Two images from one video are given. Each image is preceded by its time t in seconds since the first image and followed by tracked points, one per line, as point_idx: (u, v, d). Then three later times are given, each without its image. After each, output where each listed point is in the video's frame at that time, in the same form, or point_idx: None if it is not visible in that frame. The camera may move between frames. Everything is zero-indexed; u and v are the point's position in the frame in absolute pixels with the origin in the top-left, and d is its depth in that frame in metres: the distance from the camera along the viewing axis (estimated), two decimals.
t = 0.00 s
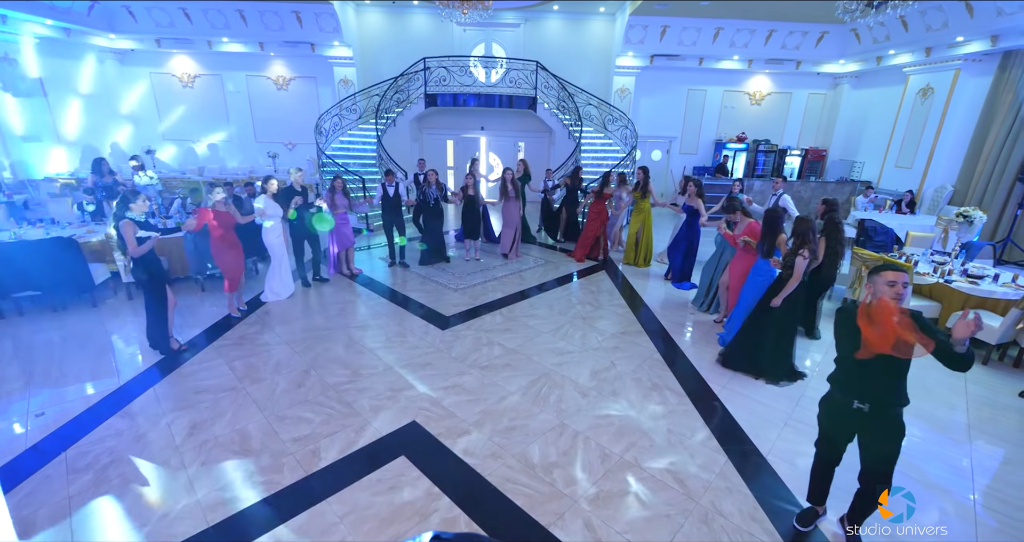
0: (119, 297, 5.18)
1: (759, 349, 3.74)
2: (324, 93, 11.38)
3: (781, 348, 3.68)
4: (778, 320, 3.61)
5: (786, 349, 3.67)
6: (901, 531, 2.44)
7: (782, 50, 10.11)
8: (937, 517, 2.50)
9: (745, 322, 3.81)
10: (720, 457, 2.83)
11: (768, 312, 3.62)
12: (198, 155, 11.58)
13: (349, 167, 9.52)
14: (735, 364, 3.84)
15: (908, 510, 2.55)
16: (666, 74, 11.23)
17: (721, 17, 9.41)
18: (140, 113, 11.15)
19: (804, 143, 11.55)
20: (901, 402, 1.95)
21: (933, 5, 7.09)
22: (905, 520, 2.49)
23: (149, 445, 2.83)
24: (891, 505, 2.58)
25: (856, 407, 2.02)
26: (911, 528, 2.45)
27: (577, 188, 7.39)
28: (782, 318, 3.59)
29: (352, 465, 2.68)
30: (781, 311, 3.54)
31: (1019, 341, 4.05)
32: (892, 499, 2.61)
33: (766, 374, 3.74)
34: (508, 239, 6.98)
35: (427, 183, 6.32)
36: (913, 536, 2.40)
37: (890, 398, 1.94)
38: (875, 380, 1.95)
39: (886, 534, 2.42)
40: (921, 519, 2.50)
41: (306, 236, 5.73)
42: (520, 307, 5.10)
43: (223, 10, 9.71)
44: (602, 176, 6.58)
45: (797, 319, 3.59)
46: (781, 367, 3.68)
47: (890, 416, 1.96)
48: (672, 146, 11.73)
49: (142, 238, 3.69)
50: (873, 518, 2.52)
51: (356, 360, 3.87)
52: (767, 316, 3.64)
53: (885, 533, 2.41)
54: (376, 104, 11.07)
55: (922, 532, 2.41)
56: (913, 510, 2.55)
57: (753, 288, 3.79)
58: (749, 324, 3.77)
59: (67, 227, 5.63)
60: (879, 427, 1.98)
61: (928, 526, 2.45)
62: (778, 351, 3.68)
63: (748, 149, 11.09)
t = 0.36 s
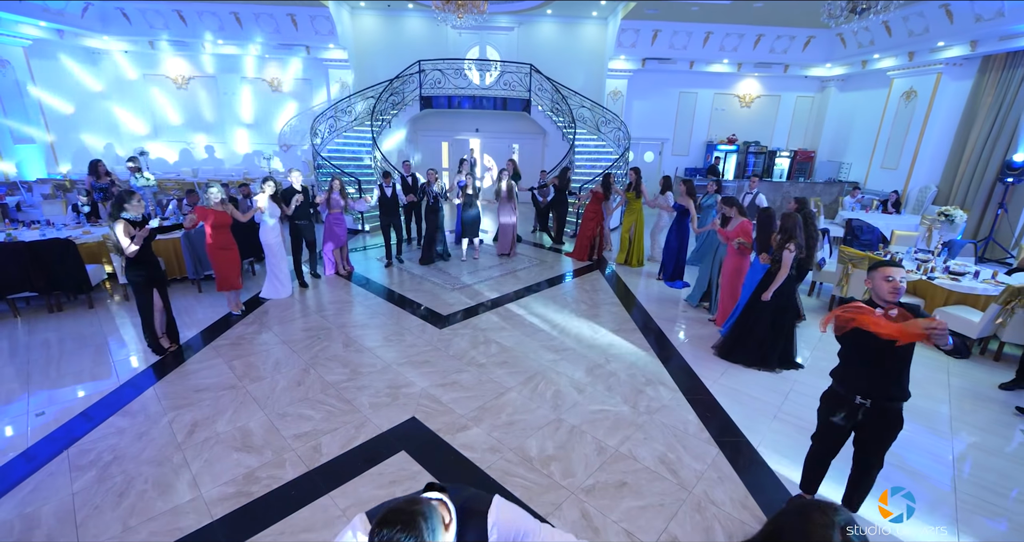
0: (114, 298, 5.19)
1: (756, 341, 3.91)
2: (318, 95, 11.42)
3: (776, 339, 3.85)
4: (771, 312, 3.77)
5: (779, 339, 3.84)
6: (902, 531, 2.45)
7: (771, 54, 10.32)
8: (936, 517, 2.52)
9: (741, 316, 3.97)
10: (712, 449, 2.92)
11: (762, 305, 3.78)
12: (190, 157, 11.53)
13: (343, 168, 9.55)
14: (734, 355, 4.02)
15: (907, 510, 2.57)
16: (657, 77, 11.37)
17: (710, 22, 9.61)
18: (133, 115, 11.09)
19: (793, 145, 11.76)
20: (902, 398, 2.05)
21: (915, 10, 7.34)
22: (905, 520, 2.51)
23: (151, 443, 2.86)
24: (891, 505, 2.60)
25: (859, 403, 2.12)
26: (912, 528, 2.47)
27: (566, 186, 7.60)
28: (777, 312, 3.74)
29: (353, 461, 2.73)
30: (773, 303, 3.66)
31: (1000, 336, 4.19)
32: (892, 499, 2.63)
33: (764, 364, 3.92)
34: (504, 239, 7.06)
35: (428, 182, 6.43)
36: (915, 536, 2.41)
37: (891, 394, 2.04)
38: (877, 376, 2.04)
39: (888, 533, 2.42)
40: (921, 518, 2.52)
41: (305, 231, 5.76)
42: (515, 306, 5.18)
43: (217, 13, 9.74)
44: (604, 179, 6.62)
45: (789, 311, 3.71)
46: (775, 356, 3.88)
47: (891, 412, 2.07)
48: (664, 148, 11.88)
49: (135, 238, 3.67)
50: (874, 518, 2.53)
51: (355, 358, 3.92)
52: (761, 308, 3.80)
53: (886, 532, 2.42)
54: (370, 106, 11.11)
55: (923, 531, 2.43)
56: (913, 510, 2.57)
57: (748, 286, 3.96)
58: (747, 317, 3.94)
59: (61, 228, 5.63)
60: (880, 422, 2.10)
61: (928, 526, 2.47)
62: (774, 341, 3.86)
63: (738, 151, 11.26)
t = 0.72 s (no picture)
0: (110, 305, 5.20)
1: (749, 344, 4.02)
2: (313, 104, 11.51)
3: (768, 341, 3.95)
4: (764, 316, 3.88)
5: (771, 342, 3.94)
6: (902, 531, 2.50)
7: (758, 64, 10.60)
8: (936, 517, 2.57)
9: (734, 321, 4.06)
10: (704, 447, 2.99)
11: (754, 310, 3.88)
12: (185, 165, 11.53)
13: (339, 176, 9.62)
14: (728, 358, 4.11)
15: (907, 510, 2.61)
16: (648, 86, 11.58)
17: (699, 34, 9.88)
18: (128, 123, 11.09)
19: (781, 152, 12.02)
20: (890, 392, 2.16)
21: (896, 23, 7.65)
22: (905, 520, 2.55)
23: (153, 446, 2.89)
24: (891, 505, 2.64)
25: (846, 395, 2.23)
26: (911, 528, 2.51)
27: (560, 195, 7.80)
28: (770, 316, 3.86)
29: (354, 462, 2.77)
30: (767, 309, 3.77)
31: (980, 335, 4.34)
32: (892, 499, 2.67)
33: (757, 366, 4.01)
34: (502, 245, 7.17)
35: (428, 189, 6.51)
36: (914, 536, 2.46)
37: (881, 386, 2.15)
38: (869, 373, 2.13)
39: (888, 534, 2.46)
40: (920, 519, 2.57)
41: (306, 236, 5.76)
42: (511, 310, 5.26)
43: (213, 23, 9.83)
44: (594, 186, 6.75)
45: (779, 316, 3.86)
46: (769, 358, 3.97)
47: (878, 403, 2.17)
48: (655, 155, 12.08)
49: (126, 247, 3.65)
50: (874, 518, 2.57)
51: (354, 362, 3.97)
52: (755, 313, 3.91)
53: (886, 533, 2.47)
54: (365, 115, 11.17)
55: (922, 532, 2.48)
56: (912, 510, 2.61)
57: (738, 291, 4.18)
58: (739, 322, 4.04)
59: (58, 236, 5.65)
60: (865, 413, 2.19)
61: (928, 526, 2.52)
62: (768, 344, 3.95)
63: (728, 158, 11.47)
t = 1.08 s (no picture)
0: (109, 313, 5.24)
1: (740, 348, 4.14)
2: (309, 114, 11.63)
3: (761, 347, 4.07)
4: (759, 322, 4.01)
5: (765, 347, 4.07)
6: (903, 530, 2.56)
7: (746, 75, 10.88)
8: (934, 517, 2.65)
9: (727, 326, 4.19)
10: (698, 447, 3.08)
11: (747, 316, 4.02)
12: (180, 174, 11.56)
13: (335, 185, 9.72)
14: (720, 363, 4.21)
15: (908, 510, 2.69)
16: (640, 97, 11.82)
17: (688, 45, 10.15)
18: (123, 133, 11.14)
19: (770, 161, 12.27)
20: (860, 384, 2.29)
21: (878, 36, 7.95)
22: (906, 520, 2.63)
23: (157, 449, 2.94)
24: (892, 506, 2.72)
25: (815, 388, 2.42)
26: (912, 527, 2.59)
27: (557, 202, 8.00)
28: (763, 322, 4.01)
29: (356, 463, 2.83)
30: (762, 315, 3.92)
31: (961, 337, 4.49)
32: (893, 500, 2.76)
33: (748, 369, 4.13)
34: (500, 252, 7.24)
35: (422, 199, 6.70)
36: (914, 535, 2.53)
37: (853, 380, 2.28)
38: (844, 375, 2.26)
39: (889, 533, 2.53)
40: (920, 518, 2.65)
41: (302, 244, 5.94)
42: (508, 316, 5.35)
43: (210, 34, 9.95)
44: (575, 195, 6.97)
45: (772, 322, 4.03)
46: (762, 363, 4.09)
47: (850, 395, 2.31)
48: (647, 164, 12.29)
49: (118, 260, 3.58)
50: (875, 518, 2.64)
51: (354, 367, 4.04)
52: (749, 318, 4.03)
53: (887, 531, 2.54)
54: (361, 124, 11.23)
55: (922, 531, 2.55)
56: (912, 510, 2.69)
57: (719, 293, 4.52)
58: (731, 326, 4.17)
59: (56, 244, 5.68)
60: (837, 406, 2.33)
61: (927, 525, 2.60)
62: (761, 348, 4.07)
63: (718, 167, 11.68)
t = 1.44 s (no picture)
0: (107, 314, 5.27)
1: (729, 342, 4.26)
2: (304, 116, 11.69)
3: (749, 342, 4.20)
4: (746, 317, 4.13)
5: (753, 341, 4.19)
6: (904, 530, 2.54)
7: (736, 79, 11.09)
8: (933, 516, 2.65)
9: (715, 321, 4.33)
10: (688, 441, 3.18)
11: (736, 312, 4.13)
12: (173, 176, 11.53)
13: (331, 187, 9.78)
14: (710, 359, 4.34)
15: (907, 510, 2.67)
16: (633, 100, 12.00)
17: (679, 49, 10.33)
18: (116, 134, 11.12)
19: (760, 163, 12.49)
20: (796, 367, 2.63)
21: (862, 40, 8.18)
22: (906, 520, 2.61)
23: (164, 444, 3.00)
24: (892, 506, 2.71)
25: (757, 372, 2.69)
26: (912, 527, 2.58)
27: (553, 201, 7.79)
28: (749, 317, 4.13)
29: (360, 455, 2.92)
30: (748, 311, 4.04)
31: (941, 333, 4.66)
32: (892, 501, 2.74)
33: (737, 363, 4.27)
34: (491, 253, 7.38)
35: (406, 201, 6.80)
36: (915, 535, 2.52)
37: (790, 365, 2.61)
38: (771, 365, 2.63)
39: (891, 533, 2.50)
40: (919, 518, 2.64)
41: (290, 249, 5.92)
42: (504, 315, 5.45)
43: (204, 36, 9.96)
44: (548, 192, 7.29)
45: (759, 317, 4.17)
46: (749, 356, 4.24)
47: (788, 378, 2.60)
48: (640, 166, 12.46)
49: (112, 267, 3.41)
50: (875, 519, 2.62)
51: (354, 365, 4.12)
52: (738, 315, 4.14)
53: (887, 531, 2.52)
54: (355, 126, 11.28)
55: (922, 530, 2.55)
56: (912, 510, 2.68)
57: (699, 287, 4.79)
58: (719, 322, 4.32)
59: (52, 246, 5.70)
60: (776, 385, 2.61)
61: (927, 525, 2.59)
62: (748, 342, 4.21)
63: (709, 169, 11.87)
